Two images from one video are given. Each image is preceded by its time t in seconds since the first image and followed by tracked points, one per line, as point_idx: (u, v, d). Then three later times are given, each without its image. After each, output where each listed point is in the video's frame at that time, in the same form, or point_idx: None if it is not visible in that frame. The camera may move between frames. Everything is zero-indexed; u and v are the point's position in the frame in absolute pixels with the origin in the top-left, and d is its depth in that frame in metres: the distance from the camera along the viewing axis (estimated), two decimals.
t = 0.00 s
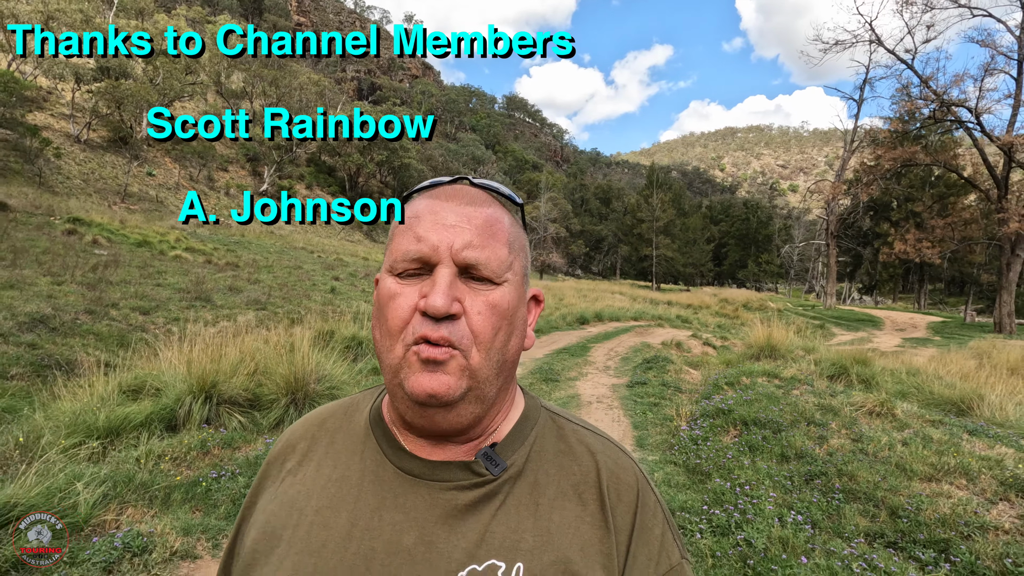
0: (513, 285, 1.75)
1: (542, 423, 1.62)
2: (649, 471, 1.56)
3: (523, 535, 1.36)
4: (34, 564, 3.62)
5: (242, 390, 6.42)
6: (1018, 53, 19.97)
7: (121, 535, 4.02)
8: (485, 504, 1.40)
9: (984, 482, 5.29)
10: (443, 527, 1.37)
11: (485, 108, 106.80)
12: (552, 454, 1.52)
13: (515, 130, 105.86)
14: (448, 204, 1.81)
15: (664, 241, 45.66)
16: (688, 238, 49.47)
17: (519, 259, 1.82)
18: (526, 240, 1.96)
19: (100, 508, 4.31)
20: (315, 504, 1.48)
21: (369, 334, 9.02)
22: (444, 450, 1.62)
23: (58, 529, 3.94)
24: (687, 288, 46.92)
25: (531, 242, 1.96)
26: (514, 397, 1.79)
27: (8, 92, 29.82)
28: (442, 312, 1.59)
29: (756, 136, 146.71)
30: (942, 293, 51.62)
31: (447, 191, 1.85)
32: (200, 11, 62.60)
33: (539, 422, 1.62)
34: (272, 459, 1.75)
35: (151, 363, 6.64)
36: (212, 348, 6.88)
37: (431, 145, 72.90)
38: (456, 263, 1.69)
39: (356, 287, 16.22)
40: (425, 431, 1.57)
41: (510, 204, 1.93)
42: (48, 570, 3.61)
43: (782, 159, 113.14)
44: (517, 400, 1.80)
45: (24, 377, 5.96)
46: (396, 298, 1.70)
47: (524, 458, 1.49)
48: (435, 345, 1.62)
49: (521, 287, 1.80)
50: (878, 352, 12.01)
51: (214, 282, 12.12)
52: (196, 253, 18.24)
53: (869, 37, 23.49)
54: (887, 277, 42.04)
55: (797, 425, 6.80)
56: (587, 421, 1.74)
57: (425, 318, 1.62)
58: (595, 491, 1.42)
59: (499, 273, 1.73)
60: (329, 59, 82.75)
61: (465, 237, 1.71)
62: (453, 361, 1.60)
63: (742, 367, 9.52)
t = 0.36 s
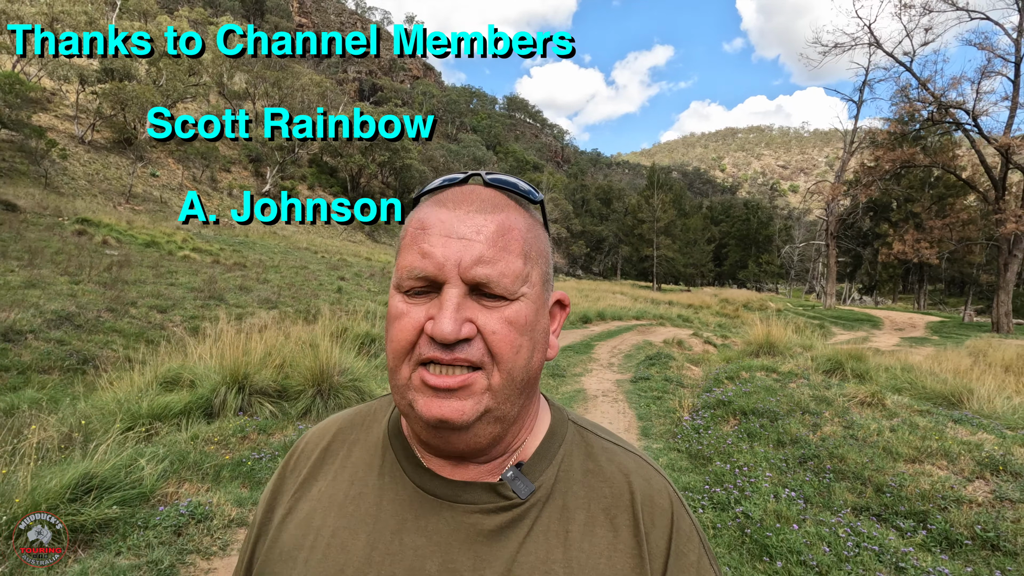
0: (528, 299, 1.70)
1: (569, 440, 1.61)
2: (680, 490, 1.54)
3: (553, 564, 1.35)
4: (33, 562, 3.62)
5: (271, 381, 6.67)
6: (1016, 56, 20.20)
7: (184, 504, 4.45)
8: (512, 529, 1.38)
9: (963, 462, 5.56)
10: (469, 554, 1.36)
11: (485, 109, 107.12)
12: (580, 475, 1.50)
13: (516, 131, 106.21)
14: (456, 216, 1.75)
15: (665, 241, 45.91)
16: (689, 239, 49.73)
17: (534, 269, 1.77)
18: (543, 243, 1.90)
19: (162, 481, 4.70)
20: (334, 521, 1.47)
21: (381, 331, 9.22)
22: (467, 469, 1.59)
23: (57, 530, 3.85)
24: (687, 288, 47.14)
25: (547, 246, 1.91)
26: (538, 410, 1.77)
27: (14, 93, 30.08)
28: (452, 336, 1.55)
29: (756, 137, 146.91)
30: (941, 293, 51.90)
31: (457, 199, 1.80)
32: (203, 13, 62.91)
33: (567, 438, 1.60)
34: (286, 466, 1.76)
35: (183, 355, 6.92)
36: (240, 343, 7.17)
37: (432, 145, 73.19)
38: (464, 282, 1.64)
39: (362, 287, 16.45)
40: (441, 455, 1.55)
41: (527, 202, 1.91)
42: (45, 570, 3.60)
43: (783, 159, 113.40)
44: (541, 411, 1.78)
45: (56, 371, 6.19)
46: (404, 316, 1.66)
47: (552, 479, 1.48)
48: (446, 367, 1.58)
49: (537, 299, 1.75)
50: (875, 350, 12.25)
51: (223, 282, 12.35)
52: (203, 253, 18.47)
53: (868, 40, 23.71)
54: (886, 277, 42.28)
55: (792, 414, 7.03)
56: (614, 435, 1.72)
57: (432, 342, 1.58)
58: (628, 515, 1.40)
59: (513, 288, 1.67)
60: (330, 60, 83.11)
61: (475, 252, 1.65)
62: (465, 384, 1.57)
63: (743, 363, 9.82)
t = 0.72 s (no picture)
0: (544, 299, 1.61)
1: (598, 441, 1.55)
2: (712, 489, 1.48)
3: (587, 564, 1.34)
4: (33, 563, 3.62)
5: (299, 376, 6.94)
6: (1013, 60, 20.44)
7: (240, 483, 4.85)
8: (543, 532, 1.37)
9: (941, 448, 5.84)
10: (502, 556, 1.36)
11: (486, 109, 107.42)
12: (608, 478, 1.46)
13: (517, 131, 106.53)
14: (464, 219, 1.66)
15: (665, 241, 46.17)
16: (689, 239, 50.04)
17: (549, 268, 1.66)
18: (557, 237, 1.80)
19: (222, 461, 5.14)
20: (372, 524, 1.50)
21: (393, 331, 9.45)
22: (497, 474, 1.56)
23: (58, 530, 3.86)
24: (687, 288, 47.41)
25: (563, 243, 1.80)
26: (565, 408, 1.71)
27: (20, 95, 30.34)
28: (467, 342, 1.47)
29: (757, 137, 147.22)
30: (941, 293, 52.15)
31: (464, 202, 1.71)
32: (205, 14, 63.21)
33: (595, 439, 1.55)
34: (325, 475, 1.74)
35: (213, 352, 7.21)
36: (267, 340, 7.48)
37: (433, 146, 73.49)
38: (477, 285, 1.56)
39: (368, 288, 16.72)
40: (467, 462, 1.51)
41: (539, 202, 1.79)
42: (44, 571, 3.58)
43: (784, 159, 113.58)
44: (567, 411, 1.72)
45: (89, 369, 6.44)
46: (419, 327, 1.59)
47: (581, 478, 1.46)
48: (465, 374, 1.52)
49: (556, 296, 1.66)
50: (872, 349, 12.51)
51: (233, 282, 12.58)
52: (211, 254, 18.71)
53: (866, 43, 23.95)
54: (886, 278, 42.57)
55: (787, 406, 7.31)
56: (643, 434, 1.65)
57: (449, 350, 1.51)
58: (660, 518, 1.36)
59: (528, 289, 1.58)
60: (332, 61, 83.45)
61: (487, 254, 1.56)
62: (489, 389, 1.51)
63: (742, 360, 10.12)
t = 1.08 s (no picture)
0: (559, 292, 1.74)
1: (592, 444, 1.60)
2: (704, 491, 1.54)
3: (581, 567, 1.35)
4: (33, 562, 3.50)
5: (321, 369, 7.21)
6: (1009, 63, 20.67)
7: (281, 463, 5.19)
8: (538, 532, 1.39)
9: (917, 433, 6.16)
10: (497, 557, 1.37)
11: (487, 110, 107.71)
12: (602, 481, 1.49)
13: (517, 132, 106.84)
14: (489, 213, 1.78)
15: (665, 242, 46.45)
16: (689, 239, 50.35)
17: (562, 266, 1.81)
18: (565, 246, 1.94)
19: (265, 444, 5.53)
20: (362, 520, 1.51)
21: (402, 329, 9.70)
22: (492, 470, 1.61)
23: (58, 530, 3.78)
24: (687, 288, 47.66)
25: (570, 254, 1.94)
26: (558, 415, 1.76)
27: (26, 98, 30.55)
28: (494, 322, 1.56)
29: (756, 137, 147.54)
30: (940, 293, 52.45)
31: (488, 200, 1.84)
32: (206, 15, 63.42)
33: (587, 441, 1.61)
34: (309, 486, 1.70)
35: (236, 347, 7.50)
36: (290, 337, 7.79)
37: (434, 147, 73.82)
38: (503, 271, 1.67)
39: (372, 288, 17.00)
40: (474, 446, 1.54)
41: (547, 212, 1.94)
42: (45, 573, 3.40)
43: (783, 159, 113.97)
44: (560, 418, 1.76)
45: (115, 365, 6.68)
46: (440, 309, 1.65)
47: (575, 481, 1.49)
48: (487, 356, 1.59)
49: (565, 296, 1.78)
50: (868, 347, 12.76)
51: (242, 283, 12.83)
52: (217, 255, 18.93)
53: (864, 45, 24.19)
54: (884, 277, 42.91)
55: (778, 398, 7.59)
56: (636, 437, 1.71)
57: (474, 329, 1.59)
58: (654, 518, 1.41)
59: (548, 280, 1.71)
60: (332, 62, 83.73)
61: (511, 243, 1.68)
62: (510, 370, 1.57)
63: (738, 356, 10.46)
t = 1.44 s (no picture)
0: (590, 309, 1.92)
1: (612, 459, 1.75)
2: (723, 513, 1.67)
3: None
4: (31, 562, 3.57)
5: (336, 363, 7.46)
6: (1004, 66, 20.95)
7: (308, 446, 5.54)
8: (560, 549, 1.49)
9: (894, 421, 6.61)
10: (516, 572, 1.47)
11: (486, 109, 107.86)
12: (623, 500, 1.61)
13: (517, 132, 107.07)
14: (526, 228, 1.97)
15: (665, 241, 46.65)
16: (689, 239, 50.59)
17: (591, 285, 1.99)
18: (592, 266, 2.13)
19: (293, 428, 5.86)
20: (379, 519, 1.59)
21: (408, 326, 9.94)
22: (513, 484, 1.73)
23: (58, 530, 3.85)
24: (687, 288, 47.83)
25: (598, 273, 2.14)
26: (580, 431, 1.89)
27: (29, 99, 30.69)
28: (529, 332, 1.71)
29: (756, 136, 147.74)
30: (938, 292, 52.71)
31: (525, 214, 2.05)
32: (207, 16, 63.60)
33: (607, 457, 1.74)
34: (315, 486, 1.80)
35: (253, 343, 7.79)
36: (302, 333, 8.05)
37: (434, 147, 74.06)
38: (538, 283, 1.83)
39: (376, 287, 17.26)
40: (498, 460, 1.66)
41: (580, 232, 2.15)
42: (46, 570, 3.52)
43: (783, 158, 114.20)
44: (582, 433, 1.90)
45: (136, 361, 6.92)
46: (474, 317, 1.81)
47: (597, 498, 1.61)
48: (517, 367, 1.74)
49: (593, 312, 1.96)
50: (863, 345, 12.99)
51: (249, 282, 13.07)
52: (222, 256, 19.12)
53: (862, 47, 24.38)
54: (882, 277, 43.18)
55: (767, 389, 7.92)
56: (652, 457, 1.86)
57: (507, 339, 1.74)
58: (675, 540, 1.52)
59: (581, 296, 1.90)
60: (333, 62, 83.90)
61: (547, 257, 1.87)
62: (537, 381, 1.72)
63: (732, 353, 10.70)
